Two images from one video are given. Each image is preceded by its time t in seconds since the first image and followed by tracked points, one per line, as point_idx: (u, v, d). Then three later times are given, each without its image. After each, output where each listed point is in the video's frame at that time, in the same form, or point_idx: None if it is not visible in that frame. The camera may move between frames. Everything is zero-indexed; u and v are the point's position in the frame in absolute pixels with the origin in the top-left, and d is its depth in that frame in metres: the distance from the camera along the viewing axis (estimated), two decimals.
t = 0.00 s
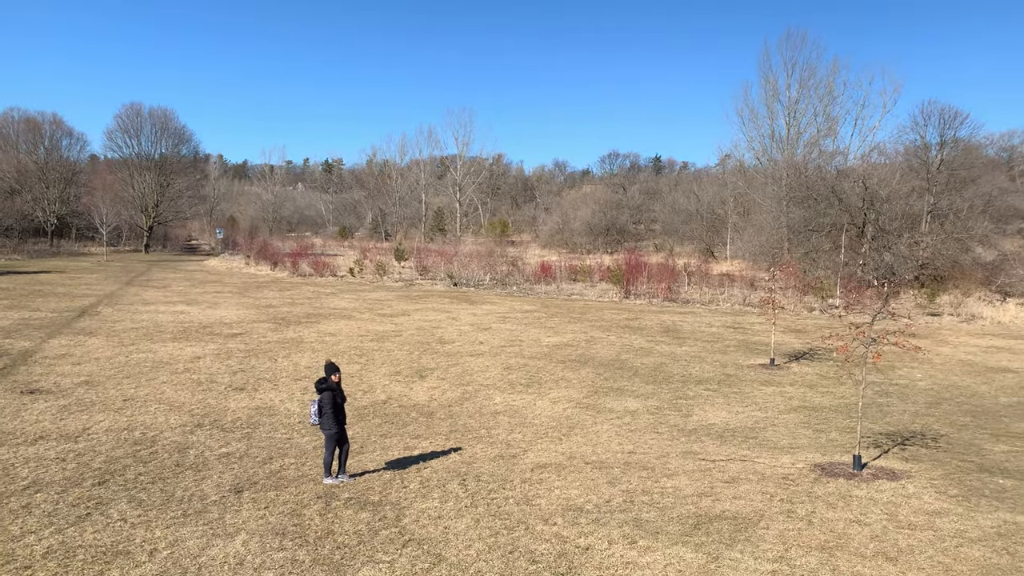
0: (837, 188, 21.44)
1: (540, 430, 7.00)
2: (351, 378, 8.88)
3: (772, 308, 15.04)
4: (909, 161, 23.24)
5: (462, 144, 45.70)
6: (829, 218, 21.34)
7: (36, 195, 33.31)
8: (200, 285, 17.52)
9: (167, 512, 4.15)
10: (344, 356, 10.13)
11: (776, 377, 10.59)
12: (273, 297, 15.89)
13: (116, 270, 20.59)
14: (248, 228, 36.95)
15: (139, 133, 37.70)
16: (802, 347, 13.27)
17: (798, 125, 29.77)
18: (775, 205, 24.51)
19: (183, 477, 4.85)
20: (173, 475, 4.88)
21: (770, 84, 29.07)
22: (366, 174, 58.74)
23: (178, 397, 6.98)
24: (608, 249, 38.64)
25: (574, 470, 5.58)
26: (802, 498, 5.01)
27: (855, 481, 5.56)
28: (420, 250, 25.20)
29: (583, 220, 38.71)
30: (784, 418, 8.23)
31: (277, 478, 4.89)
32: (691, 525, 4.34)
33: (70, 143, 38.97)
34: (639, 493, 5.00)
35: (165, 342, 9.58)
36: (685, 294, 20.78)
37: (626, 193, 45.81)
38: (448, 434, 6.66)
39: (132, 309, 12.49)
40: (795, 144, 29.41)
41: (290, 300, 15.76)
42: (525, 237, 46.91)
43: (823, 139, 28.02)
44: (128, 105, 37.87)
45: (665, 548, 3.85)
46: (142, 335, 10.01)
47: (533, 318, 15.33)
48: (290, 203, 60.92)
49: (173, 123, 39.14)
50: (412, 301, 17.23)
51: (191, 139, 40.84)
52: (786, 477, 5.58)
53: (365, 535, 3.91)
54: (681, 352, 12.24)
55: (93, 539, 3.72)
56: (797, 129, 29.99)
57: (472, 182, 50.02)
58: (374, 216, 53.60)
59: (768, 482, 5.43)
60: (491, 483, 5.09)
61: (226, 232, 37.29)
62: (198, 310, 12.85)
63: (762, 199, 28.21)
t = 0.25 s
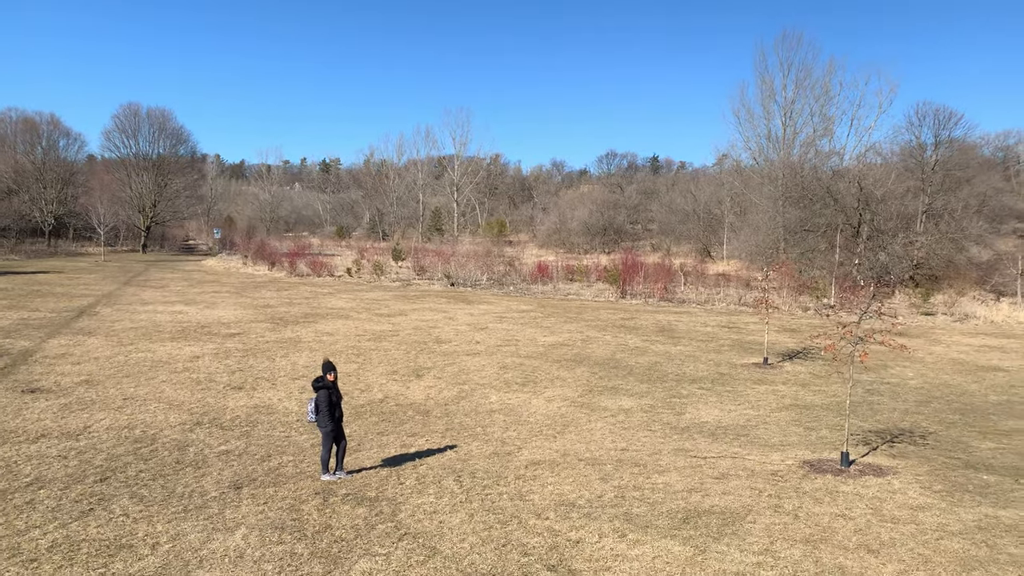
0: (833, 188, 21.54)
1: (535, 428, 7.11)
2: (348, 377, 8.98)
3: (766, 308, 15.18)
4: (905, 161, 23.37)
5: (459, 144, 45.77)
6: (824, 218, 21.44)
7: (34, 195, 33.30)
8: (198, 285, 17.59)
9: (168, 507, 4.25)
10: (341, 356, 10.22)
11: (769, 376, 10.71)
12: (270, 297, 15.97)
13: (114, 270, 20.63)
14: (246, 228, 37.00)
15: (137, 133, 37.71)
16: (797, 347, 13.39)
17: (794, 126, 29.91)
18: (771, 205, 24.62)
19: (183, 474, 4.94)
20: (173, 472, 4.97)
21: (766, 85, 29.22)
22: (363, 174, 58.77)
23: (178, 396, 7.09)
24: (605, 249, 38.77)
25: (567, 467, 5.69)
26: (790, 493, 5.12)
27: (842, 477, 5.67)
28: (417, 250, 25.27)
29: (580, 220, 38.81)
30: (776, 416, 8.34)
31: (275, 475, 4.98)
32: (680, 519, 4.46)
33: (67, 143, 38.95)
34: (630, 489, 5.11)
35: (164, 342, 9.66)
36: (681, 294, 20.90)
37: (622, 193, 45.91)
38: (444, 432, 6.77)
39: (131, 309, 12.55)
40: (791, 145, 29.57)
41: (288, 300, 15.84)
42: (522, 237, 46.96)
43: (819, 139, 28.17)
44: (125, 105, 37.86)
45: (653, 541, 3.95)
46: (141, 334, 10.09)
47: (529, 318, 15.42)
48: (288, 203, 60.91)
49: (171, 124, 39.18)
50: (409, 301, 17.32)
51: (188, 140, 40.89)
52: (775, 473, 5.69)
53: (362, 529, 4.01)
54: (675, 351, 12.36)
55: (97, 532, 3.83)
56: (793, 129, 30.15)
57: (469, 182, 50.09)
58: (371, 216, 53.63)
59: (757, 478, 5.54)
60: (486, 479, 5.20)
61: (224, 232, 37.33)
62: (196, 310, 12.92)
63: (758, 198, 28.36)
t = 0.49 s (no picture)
0: (827, 189, 21.51)
1: (529, 426, 7.23)
2: (345, 376, 9.08)
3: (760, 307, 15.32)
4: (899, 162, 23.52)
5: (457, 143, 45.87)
6: (820, 219, 21.52)
7: (31, 195, 33.27)
8: (196, 285, 17.66)
9: (168, 502, 4.35)
10: (338, 354, 10.32)
11: (761, 375, 10.84)
12: (268, 297, 16.05)
13: (111, 270, 20.67)
14: (243, 227, 37.05)
15: (135, 134, 37.71)
16: (789, 346, 13.53)
17: (790, 126, 30.07)
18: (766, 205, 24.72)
19: (182, 471, 5.03)
20: (172, 468, 5.07)
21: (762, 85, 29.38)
22: (360, 174, 58.82)
23: (176, 394, 7.18)
24: (602, 248, 38.92)
25: (560, 463, 5.80)
26: (777, 488, 5.23)
27: (829, 472, 5.78)
28: (414, 250, 25.36)
29: (577, 220, 38.96)
30: (767, 413, 8.46)
31: (273, 471, 5.08)
32: (669, 513, 4.57)
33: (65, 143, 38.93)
34: (621, 484, 5.22)
35: (163, 341, 9.74)
36: (676, 293, 21.03)
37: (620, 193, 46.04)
38: (439, 429, 6.87)
39: (129, 309, 12.63)
40: (787, 145, 29.75)
41: (285, 299, 15.92)
42: (519, 237, 47.08)
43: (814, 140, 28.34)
44: (123, 106, 37.85)
45: (642, 534, 4.05)
46: (140, 334, 10.18)
47: (525, 317, 15.53)
48: (285, 203, 60.91)
49: (168, 124, 39.19)
50: (406, 301, 17.41)
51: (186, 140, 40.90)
52: (764, 469, 5.81)
53: (358, 523, 4.11)
54: (669, 350, 12.49)
55: (99, 526, 3.92)
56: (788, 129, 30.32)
57: (466, 182, 50.20)
58: (369, 216, 53.66)
59: (746, 473, 5.65)
60: (480, 475, 5.30)
61: (222, 232, 37.37)
62: (194, 310, 13.00)
63: (754, 198, 28.50)
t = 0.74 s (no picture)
0: (822, 189, 21.43)
1: (524, 424, 7.33)
2: (342, 375, 9.16)
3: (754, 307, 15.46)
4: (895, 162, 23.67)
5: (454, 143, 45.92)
6: (814, 218, 21.41)
7: (28, 195, 33.24)
8: (193, 285, 17.72)
9: (169, 498, 4.44)
10: (335, 354, 10.40)
11: (754, 373, 10.97)
12: (265, 297, 16.12)
13: (109, 270, 20.71)
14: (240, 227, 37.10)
15: (133, 134, 37.70)
16: (783, 345, 13.65)
17: (785, 126, 30.24)
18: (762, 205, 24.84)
19: (182, 468, 5.12)
20: (172, 465, 5.16)
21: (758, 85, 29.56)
22: (357, 174, 58.85)
23: (175, 393, 7.27)
24: (599, 248, 39.02)
25: (554, 460, 5.90)
26: (765, 484, 5.34)
27: (816, 468, 5.89)
28: (411, 250, 25.44)
29: (574, 220, 39.10)
30: (759, 412, 8.58)
31: (271, 468, 5.17)
32: (658, 508, 4.67)
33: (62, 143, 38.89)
34: (613, 480, 5.33)
35: (161, 341, 9.81)
36: (672, 293, 21.15)
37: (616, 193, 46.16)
38: (435, 427, 6.97)
39: (127, 309, 12.70)
40: (783, 145, 29.94)
41: (282, 299, 15.98)
42: (516, 237, 47.20)
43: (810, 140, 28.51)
44: (121, 105, 37.83)
45: (632, 528, 4.16)
46: (138, 334, 10.26)
47: (521, 317, 15.63)
48: (282, 203, 60.85)
49: (166, 124, 39.21)
50: (403, 300, 17.50)
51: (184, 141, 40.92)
52: (753, 465, 5.92)
53: (354, 518, 4.21)
54: (664, 349, 12.60)
55: (101, 521, 4.01)
56: (784, 130, 30.50)
57: (464, 182, 50.30)
58: (366, 216, 53.68)
59: (736, 470, 5.77)
60: (475, 472, 5.40)
61: (219, 232, 37.40)
62: (191, 310, 13.07)
63: (750, 199, 28.65)
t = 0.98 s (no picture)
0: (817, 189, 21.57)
1: (519, 423, 7.44)
2: (339, 375, 9.26)
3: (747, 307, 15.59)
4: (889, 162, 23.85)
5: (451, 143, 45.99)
6: (809, 219, 21.72)
7: (25, 195, 33.22)
8: (191, 285, 17.79)
9: (169, 495, 4.53)
10: (332, 354, 10.50)
11: (747, 373, 11.10)
12: (262, 297, 16.20)
13: (106, 270, 20.76)
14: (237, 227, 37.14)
15: (130, 134, 37.69)
16: (776, 344, 13.79)
17: (781, 127, 30.41)
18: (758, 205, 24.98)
19: (182, 466, 5.22)
20: (172, 463, 5.25)
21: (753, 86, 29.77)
22: (355, 174, 58.89)
23: (174, 393, 7.36)
24: (595, 248, 39.14)
25: (547, 458, 6.00)
26: (754, 481, 5.45)
27: (804, 466, 6.00)
28: (408, 250, 25.52)
29: (571, 220, 39.25)
30: (751, 411, 8.70)
31: (269, 466, 5.27)
32: (648, 504, 4.78)
33: (59, 143, 38.90)
34: (605, 477, 5.43)
35: (159, 341, 9.91)
36: (667, 293, 21.28)
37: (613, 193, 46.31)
38: (431, 426, 7.07)
39: (125, 309, 12.78)
40: (777, 146, 30.16)
41: (280, 299, 16.08)
42: (513, 237, 47.30)
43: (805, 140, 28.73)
44: (118, 105, 37.83)
45: (622, 523, 4.26)
46: (137, 333, 10.34)
47: (517, 317, 15.74)
48: (279, 203, 60.86)
49: (163, 125, 39.22)
50: (400, 300, 17.59)
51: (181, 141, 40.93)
52: (743, 463, 6.03)
53: (351, 514, 4.30)
54: (658, 349, 12.73)
55: (103, 518, 4.10)
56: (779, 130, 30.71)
57: (461, 182, 50.39)
58: (363, 216, 53.72)
59: (725, 467, 5.89)
60: (470, 469, 5.50)
61: (216, 232, 37.43)
62: (189, 310, 13.15)
63: (746, 199, 28.83)
